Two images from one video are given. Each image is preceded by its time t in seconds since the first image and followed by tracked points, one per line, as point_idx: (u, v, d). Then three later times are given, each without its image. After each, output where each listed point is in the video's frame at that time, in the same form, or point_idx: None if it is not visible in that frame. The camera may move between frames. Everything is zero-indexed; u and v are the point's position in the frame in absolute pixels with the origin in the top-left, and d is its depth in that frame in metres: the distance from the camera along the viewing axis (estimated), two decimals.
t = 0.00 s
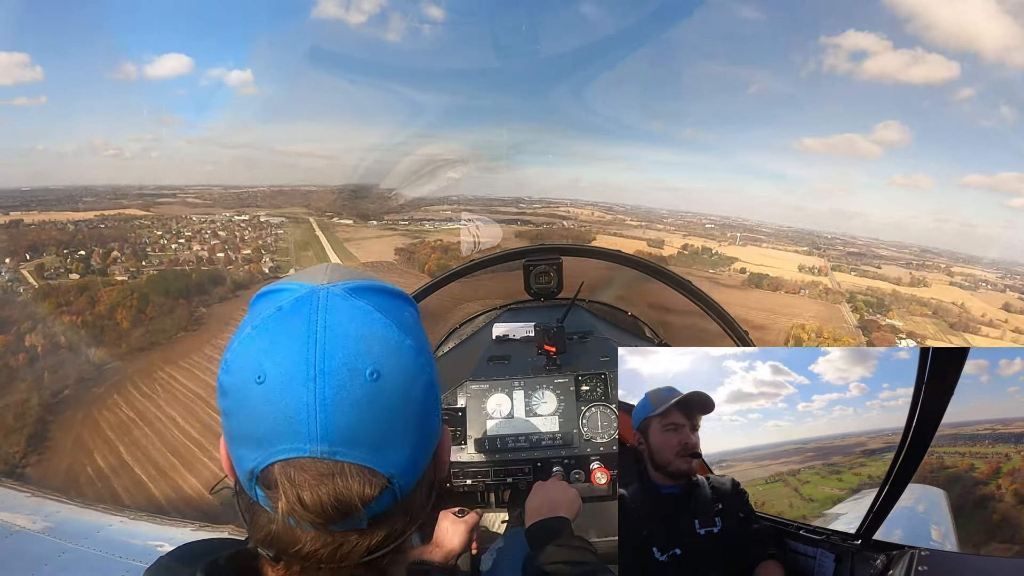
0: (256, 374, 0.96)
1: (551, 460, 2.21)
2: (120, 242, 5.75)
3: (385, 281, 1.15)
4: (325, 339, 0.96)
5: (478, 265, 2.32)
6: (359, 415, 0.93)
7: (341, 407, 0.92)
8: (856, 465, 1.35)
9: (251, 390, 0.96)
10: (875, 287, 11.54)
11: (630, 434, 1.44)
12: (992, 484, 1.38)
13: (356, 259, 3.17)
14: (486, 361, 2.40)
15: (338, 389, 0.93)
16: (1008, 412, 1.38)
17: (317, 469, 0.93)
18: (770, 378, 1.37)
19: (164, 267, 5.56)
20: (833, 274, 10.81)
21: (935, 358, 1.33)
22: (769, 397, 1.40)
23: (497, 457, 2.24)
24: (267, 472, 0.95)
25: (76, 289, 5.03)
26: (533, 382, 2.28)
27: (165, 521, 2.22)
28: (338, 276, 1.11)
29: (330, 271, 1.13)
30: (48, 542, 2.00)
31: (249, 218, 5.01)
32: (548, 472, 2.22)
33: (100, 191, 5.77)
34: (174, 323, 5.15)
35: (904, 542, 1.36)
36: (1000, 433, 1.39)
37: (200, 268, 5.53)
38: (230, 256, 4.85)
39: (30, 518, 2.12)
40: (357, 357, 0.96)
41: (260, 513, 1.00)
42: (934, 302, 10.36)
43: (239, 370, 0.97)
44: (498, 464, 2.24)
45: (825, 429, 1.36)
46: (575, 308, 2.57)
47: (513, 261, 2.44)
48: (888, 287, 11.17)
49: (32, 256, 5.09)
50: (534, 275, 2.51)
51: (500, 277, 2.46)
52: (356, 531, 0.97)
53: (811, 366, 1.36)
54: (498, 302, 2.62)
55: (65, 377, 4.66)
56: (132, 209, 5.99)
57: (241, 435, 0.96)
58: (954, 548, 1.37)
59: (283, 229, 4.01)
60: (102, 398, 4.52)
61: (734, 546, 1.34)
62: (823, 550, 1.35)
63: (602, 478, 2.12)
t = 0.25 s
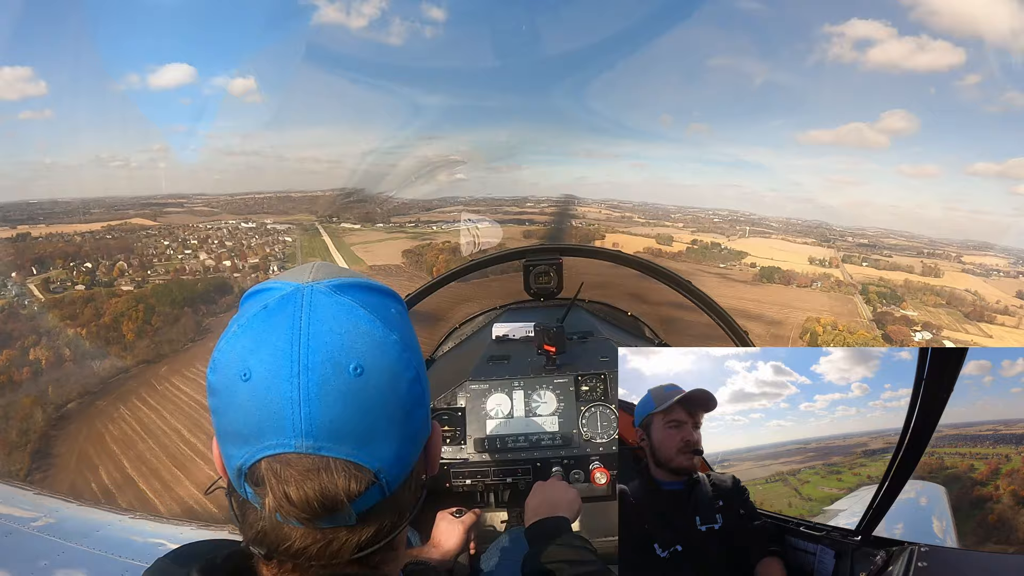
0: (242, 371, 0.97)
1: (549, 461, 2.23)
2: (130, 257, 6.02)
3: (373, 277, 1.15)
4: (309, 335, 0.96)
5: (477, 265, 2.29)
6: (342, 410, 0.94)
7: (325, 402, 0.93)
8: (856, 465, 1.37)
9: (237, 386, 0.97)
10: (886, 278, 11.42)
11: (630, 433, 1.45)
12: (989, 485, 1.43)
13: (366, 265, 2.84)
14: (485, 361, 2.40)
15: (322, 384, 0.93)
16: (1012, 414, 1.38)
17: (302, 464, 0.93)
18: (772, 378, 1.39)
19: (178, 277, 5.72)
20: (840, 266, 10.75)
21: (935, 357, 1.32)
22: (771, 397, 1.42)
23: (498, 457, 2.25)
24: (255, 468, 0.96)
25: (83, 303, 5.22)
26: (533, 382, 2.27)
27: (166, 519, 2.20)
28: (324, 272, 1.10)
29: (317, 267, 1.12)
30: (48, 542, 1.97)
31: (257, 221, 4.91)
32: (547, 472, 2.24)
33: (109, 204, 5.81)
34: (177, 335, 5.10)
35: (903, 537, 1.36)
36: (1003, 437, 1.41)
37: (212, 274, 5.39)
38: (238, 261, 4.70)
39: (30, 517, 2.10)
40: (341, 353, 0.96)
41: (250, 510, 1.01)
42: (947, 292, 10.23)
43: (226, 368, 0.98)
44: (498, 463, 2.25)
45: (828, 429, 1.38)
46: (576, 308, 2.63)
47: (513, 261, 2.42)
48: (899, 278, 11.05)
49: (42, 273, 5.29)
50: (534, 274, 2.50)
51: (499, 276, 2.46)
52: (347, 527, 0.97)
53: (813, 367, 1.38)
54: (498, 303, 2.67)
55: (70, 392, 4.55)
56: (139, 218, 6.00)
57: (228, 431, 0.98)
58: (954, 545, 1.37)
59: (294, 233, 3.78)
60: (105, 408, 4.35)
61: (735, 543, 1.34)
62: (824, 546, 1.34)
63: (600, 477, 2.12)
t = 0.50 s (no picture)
0: (229, 361, 0.99)
1: (550, 462, 2.26)
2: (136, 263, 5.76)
3: (375, 279, 1.14)
4: (291, 328, 0.97)
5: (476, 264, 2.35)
6: (314, 405, 0.92)
7: (297, 395, 0.92)
8: (857, 467, 1.37)
9: (225, 374, 0.99)
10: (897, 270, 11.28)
11: (631, 431, 1.45)
12: (989, 488, 1.44)
13: (368, 266, 2.67)
14: (485, 361, 2.39)
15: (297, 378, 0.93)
16: (1015, 417, 1.43)
17: (270, 456, 0.93)
18: (776, 380, 1.38)
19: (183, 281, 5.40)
20: (850, 260, 10.65)
21: (935, 356, 1.36)
22: (775, 399, 1.39)
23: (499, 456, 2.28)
24: (235, 458, 0.98)
25: (82, 311, 5.03)
26: (533, 382, 2.30)
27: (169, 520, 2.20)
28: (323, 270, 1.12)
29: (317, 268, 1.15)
30: (45, 542, 1.91)
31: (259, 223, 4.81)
32: (547, 471, 2.27)
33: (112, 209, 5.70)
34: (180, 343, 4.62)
35: (906, 533, 1.40)
36: (1004, 442, 1.44)
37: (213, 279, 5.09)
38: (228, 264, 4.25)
39: (34, 517, 2.06)
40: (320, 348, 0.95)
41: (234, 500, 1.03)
42: (960, 285, 10.12)
43: (217, 357, 1.01)
44: (500, 463, 2.28)
45: (831, 430, 1.38)
46: (575, 308, 2.61)
47: (512, 261, 2.44)
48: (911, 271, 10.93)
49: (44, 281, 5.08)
50: (534, 275, 2.51)
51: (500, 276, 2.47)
52: (317, 525, 0.97)
53: (817, 368, 1.38)
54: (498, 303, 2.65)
55: (72, 403, 4.57)
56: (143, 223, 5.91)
57: (215, 419, 1.00)
58: (954, 541, 1.40)
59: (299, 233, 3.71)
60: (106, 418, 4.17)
61: (736, 540, 1.36)
62: (824, 543, 1.37)
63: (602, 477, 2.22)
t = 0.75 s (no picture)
0: (225, 352, 1.00)
1: (550, 462, 2.26)
2: (141, 265, 4.99)
3: (376, 278, 1.15)
4: (284, 322, 0.97)
5: (477, 264, 2.37)
6: (301, 398, 0.92)
7: (284, 387, 0.92)
8: (857, 470, 1.38)
9: (219, 366, 1.00)
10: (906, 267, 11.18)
11: (631, 429, 1.45)
12: (987, 491, 1.45)
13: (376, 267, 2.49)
14: (485, 361, 2.41)
15: (286, 370, 0.93)
16: (1018, 420, 1.44)
17: (257, 447, 0.94)
18: (779, 382, 1.39)
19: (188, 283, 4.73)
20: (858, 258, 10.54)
21: (935, 355, 1.36)
22: (778, 401, 1.41)
23: (499, 456, 2.28)
24: (225, 448, 0.99)
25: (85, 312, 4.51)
26: (534, 382, 2.30)
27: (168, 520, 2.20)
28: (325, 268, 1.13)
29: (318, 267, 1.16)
30: (45, 543, 1.91)
31: (264, 223, 4.75)
32: (547, 471, 2.28)
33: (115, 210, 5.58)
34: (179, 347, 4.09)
35: (904, 532, 1.42)
36: (1006, 445, 1.46)
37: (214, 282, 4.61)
38: (232, 266, 4.18)
39: (35, 516, 2.06)
40: (311, 342, 0.95)
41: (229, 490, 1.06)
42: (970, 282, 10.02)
43: (217, 348, 1.03)
44: (500, 463, 2.28)
45: (834, 432, 1.38)
46: (575, 308, 2.62)
47: (512, 261, 2.46)
48: (920, 268, 10.84)
49: (45, 282, 4.56)
50: (534, 275, 2.52)
51: (499, 276, 2.48)
52: (303, 519, 0.98)
53: (820, 371, 1.38)
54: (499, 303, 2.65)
55: (72, 408, 4.02)
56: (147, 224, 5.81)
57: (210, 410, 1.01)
58: (953, 540, 1.43)
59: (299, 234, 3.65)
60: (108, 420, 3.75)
61: (735, 540, 1.36)
62: (824, 542, 1.36)
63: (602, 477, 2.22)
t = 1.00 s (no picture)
0: (216, 351, 1.01)
1: (551, 462, 2.29)
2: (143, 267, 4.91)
3: (368, 282, 1.15)
4: (272, 321, 0.98)
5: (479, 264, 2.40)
6: (284, 397, 0.92)
7: (268, 386, 0.92)
8: (857, 470, 1.38)
9: (210, 365, 1.01)
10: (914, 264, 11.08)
11: (630, 428, 1.45)
12: (985, 493, 1.44)
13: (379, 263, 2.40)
14: (486, 361, 2.43)
15: (270, 369, 0.94)
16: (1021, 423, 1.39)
17: (241, 445, 0.95)
18: (781, 383, 1.39)
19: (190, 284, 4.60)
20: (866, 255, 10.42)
21: (936, 357, 1.36)
22: (780, 402, 1.40)
23: (500, 455, 2.30)
24: (214, 446, 1.00)
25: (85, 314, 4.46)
26: (534, 382, 2.31)
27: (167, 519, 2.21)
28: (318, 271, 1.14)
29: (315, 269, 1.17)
30: (46, 543, 1.92)
31: (266, 224, 4.73)
32: (547, 471, 2.30)
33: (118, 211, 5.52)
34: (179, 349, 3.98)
35: (904, 532, 1.41)
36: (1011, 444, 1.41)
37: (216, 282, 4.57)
38: (234, 267, 4.16)
39: (37, 516, 2.07)
40: (297, 341, 0.96)
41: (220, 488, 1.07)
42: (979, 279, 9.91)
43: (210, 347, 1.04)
44: (500, 463, 2.31)
45: (836, 434, 1.37)
46: (576, 308, 2.58)
47: (512, 260, 2.45)
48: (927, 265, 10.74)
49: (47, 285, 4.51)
50: (535, 275, 2.50)
51: (499, 275, 2.47)
52: (288, 516, 0.98)
53: (821, 373, 1.38)
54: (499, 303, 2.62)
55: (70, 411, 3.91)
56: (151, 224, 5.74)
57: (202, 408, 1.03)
58: (954, 540, 1.42)
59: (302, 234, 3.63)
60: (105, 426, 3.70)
61: (737, 540, 1.37)
62: (823, 541, 1.38)
63: (603, 476, 2.23)
